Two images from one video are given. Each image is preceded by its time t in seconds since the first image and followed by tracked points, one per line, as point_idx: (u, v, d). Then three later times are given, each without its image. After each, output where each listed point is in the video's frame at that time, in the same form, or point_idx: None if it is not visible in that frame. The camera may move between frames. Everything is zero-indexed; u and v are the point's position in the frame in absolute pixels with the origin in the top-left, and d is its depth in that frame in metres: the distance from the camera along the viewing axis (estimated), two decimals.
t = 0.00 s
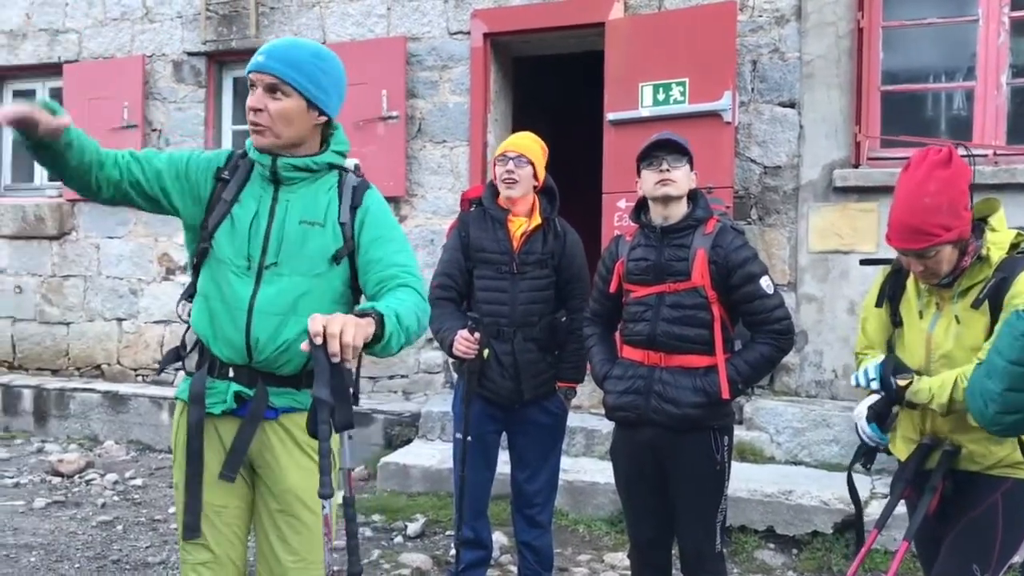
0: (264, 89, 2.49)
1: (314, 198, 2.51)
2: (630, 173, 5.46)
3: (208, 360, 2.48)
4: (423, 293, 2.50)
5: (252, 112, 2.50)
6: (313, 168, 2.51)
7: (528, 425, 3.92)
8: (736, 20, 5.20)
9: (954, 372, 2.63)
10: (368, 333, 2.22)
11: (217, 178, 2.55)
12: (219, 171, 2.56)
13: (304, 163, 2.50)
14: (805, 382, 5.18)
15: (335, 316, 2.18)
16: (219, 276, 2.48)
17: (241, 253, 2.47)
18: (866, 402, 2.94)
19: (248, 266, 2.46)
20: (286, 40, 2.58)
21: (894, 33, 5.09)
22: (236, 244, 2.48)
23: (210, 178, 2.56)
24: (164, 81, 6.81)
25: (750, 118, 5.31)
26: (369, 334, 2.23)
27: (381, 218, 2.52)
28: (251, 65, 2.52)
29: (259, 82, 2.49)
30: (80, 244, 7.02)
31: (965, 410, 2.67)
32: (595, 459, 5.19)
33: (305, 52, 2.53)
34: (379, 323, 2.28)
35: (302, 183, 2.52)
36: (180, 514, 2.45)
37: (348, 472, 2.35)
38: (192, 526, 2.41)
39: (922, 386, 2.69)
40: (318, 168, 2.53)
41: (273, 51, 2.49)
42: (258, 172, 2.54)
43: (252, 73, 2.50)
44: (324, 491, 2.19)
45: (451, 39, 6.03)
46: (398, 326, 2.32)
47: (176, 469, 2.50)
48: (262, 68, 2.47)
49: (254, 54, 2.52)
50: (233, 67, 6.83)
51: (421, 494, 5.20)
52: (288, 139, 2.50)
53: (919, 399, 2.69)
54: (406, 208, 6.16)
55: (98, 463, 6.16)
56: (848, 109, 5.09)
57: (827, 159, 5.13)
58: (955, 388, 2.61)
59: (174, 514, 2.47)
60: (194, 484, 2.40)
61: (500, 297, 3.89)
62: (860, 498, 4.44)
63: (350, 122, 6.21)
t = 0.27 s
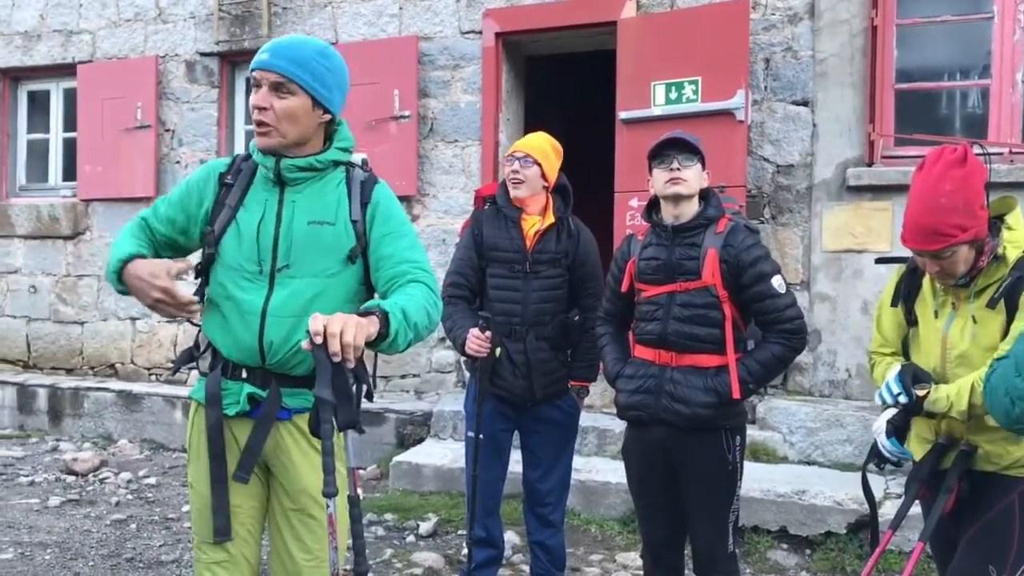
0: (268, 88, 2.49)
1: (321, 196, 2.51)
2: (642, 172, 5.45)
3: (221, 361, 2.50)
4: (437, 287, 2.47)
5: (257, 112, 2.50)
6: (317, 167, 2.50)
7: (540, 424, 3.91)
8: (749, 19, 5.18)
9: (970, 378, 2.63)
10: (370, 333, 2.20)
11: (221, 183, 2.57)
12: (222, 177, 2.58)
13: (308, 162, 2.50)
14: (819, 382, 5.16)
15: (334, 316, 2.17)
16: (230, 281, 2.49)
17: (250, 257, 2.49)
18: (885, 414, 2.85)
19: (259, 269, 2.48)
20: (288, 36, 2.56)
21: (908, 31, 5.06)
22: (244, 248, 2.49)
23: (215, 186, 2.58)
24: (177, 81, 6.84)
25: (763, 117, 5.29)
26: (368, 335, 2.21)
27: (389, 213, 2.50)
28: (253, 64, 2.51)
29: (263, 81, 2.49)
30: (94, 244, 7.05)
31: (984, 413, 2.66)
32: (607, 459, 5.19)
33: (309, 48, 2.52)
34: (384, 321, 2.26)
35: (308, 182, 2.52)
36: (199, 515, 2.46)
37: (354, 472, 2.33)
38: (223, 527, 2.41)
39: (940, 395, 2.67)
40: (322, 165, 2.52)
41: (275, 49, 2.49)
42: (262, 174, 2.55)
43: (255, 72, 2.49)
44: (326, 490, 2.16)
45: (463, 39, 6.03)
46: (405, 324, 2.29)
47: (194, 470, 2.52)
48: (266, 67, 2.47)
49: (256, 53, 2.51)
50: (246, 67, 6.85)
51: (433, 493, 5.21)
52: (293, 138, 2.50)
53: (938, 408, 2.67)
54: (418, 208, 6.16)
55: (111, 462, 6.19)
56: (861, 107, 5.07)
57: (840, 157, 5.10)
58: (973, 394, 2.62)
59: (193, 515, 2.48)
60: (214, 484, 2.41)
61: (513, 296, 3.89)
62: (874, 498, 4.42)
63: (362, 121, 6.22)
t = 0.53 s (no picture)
0: (302, 88, 2.49)
1: (337, 198, 2.51)
2: (653, 171, 5.44)
3: (238, 363, 2.49)
4: (449, 290, 2.50)
5: (288, 109, 2.49)
6: (334, 169, 2.50)
7: (552, 425, 3.91)
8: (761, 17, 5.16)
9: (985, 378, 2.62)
10: (390, 332, 2.23)
11: (234, 184, 2.56)
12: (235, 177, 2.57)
13: (325, 164, 2.49)
14: (832, 382, 5.14)
15: (353, 315, 2.20)
16: (245, 283, 2.49)
17: (267, 259, 2.48)
18: (899, 420, 2.85)
19: (276, 271, 2.48)
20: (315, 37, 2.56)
21: (921, 28, 5.03)
22: (261, 250, 2.48)
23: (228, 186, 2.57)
24: (189, 82, 6.87)
25: (775, 115, 5.27)
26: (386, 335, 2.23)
27: (404, 215, 2.53)
28: (285, 62, 2.50)
29: (298, 81, 2.49)
30: (108, 244, 7.08)
31: (1002, 414, 2.65)
32: (619, 459, 5.18)
33: (338, 49, 2.54)
34: (400, 323, 2.28)
35: (324, 183, 2.51)
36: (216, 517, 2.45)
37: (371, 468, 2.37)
38: (236, 529, 2.41)
39: (955, 397, 2.66)
40: (338, 167, 2.52)
41: (311, 50, 2.50)
42: (276, 174, 2.54)
43: (289, 70, 2.49)
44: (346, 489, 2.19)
45: (474, 39, 6.03)
46: (421, 326, 2.32)
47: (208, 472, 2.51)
48: (302, 67, 2.47)
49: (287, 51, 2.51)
50: (258, 68, 6.87)
51: (446, 493, 5.21)
52: (324, 138, 2.51)
53: (953, 411, 2.65)
54: (429, 208, 6.17)
55: (125, 461, 6.21)
56: (874, 105, 5.05)
57: (853, 156, 5.08)
58: (989, 395, 2.60)
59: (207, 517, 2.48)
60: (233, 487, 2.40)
61: (524, 295, 3.89)
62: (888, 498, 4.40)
63: (374, 122, 6.23)
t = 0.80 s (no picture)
0: (331, 92, 2.51)
1: (358, 202, 2.53)
2: (663, 172, 5.43)
3: (259, 368, 2.47)
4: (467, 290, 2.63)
5: (317, 113, 2.49)
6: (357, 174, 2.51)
7: (564, 427, 3.90)
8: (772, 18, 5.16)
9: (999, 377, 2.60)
10: (429, 331, 2.40)
11: (252, 185, 2.52)
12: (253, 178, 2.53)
13: (349, 169, 2.50)
14: (845, 383, 5.12)
15: (400, 316, 2.36)
16: (267, 287, 2.47)
17: (289, 263, 2.47)
18: (912, 419, 2.80)
19: (299, 275, 2.47)
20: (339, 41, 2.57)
21: (933, 28, 5.01)
22: (283, 253, 2.47)
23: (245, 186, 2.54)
24: (201, 86, 6.90)
25: (787, 116, 5.26)
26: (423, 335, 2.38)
27: (422, 219, 2.61)
28: (312, 65, 2.51)
29: (327, 85, 2.51)
30: (121, 248, 7.12)
31: (1015, 415, 2.62)
32: (631, 460, 5.17)
33: (364, 54, 2.57)
34: (439, 323, 2.44)
35: (345, 187, 2.52)
36: (236, 521, 2.44)
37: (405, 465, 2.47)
38: (257, 533, 2.40)
39: (967, 396, 2.64)
40: (360, 171, 2.53)
41: (340, 55, 2.52)
42: (295, 175, 2.51)
43: (319, 74, 2.50)
44: (388, 487, 2.29)
45: (485, 41, 6.04)
46: (453, 326, 2.48)
47: (225, 477, 2.49)
48: (332, 72, 2.49)
49: (316, 54, 2.51)
50: (269, 71, 6.90)
51: (458, 495, 5.21)
52: (350, 143, 2.53)
53: (966, 410, 2.64)
54: (440, 210, 6.17)
55: (139, 463, 6.24)
56: (886, 105, 5.03)
57: (865, 156, 5.07)
58: (1001, 394, 2.58)
59: (225, 522, 2.46)
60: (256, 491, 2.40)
61: (534, 297, 3.90)
62: (901, 500, 4.38)
63: (385, 124, 6.24)
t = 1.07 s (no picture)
0: (351, 100, 2.52)
1: (373, 206, 2.55)
2: (672, 175, 5.42)
3: (276, 374, 2.46)
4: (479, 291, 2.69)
5: (337, 121, 2.50)
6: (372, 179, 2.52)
7: (574, 431, 3.90)
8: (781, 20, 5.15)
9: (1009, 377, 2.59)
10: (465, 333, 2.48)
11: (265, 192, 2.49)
12: (266, 185, 2.50)
13: (365, 174, 2.52)
14: (856, 385, 5.10)
15: (439, 318, 2.43)
16: (284, 292, 2.46)
17: (306, 268, 2.47)
18: (919, 412, 2.77)
19: (317, 280, 2.47)
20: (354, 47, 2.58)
21: (943, 29, 4.99)
22: (300, 259, 2.46)
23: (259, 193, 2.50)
24: (211, 91, 6.92)
25: (796, 118, 5.25)
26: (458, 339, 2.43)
27: (434, 222, 2.66)
28: (331, 72, 2.52)
29: (348, 93, 2.51)
30: (132, 253, 7.15)
31: None
32: (642, 464, 5.17)
33: (380, 60, 2.58)
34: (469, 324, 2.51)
35: (360, 192, 2.53)
36: (256, 528, 2.44)
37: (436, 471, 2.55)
38: (286, 540, 2.42)
39: (976, 394, 2.63)
40: (374, 176, 2.55)
41: (360, 62, 2.53)
42: (310, 180, 2.50)
43: (339, 81, 2.51)
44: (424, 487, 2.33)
45: (493, 45, 6.05)
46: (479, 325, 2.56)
47: (241, 484, 2.47)
48: (354, 80, 2.51)
49: (336, 61, 2.52)
50: (279, 76, 6.92)
51: (468, 499, 5.21)
52: (367, 149, 2.54)
53: (974, 407, 2.63)
54: (449, 213, 6.18)
55: (150, 468, 6.26)
56: (896, 106, 5.02)
57: (875, 158, 5.05)
58: (1011, 394, 2.58)
59: (243, 530, 2.45)
60: (280, 498, 2.40)
61: (542, 301, 3.90)
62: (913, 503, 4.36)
63: (394, 128, 6.26)
